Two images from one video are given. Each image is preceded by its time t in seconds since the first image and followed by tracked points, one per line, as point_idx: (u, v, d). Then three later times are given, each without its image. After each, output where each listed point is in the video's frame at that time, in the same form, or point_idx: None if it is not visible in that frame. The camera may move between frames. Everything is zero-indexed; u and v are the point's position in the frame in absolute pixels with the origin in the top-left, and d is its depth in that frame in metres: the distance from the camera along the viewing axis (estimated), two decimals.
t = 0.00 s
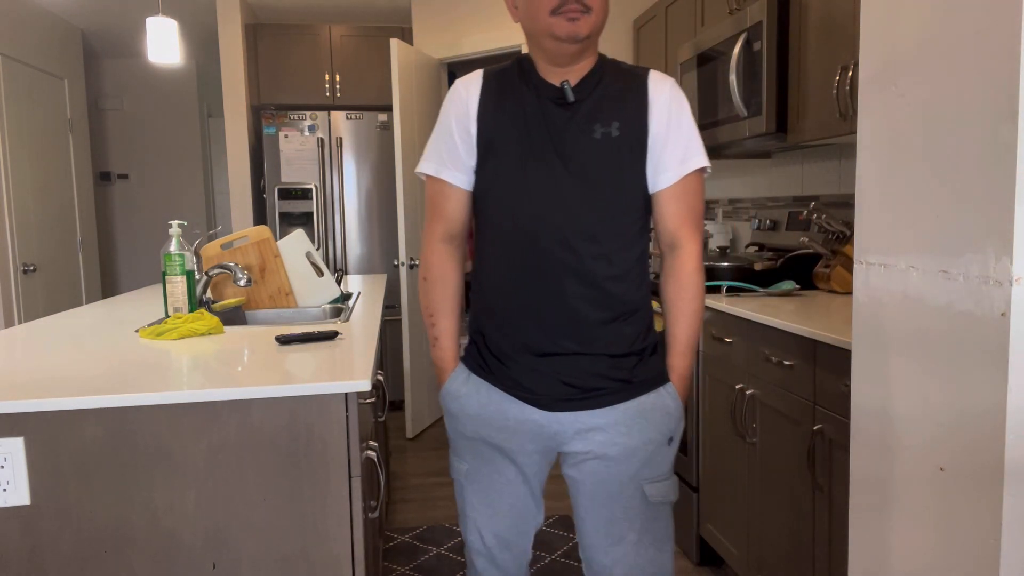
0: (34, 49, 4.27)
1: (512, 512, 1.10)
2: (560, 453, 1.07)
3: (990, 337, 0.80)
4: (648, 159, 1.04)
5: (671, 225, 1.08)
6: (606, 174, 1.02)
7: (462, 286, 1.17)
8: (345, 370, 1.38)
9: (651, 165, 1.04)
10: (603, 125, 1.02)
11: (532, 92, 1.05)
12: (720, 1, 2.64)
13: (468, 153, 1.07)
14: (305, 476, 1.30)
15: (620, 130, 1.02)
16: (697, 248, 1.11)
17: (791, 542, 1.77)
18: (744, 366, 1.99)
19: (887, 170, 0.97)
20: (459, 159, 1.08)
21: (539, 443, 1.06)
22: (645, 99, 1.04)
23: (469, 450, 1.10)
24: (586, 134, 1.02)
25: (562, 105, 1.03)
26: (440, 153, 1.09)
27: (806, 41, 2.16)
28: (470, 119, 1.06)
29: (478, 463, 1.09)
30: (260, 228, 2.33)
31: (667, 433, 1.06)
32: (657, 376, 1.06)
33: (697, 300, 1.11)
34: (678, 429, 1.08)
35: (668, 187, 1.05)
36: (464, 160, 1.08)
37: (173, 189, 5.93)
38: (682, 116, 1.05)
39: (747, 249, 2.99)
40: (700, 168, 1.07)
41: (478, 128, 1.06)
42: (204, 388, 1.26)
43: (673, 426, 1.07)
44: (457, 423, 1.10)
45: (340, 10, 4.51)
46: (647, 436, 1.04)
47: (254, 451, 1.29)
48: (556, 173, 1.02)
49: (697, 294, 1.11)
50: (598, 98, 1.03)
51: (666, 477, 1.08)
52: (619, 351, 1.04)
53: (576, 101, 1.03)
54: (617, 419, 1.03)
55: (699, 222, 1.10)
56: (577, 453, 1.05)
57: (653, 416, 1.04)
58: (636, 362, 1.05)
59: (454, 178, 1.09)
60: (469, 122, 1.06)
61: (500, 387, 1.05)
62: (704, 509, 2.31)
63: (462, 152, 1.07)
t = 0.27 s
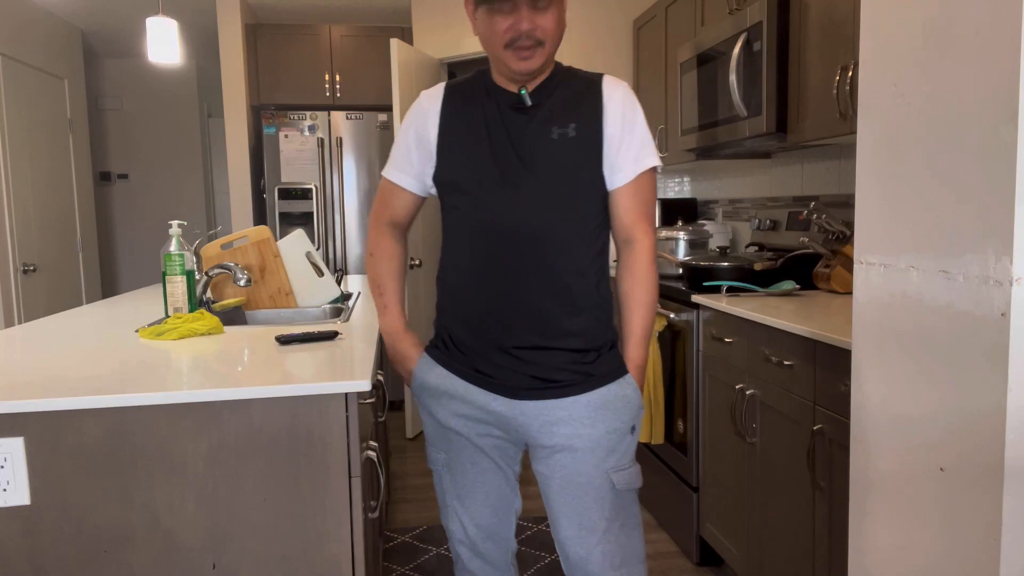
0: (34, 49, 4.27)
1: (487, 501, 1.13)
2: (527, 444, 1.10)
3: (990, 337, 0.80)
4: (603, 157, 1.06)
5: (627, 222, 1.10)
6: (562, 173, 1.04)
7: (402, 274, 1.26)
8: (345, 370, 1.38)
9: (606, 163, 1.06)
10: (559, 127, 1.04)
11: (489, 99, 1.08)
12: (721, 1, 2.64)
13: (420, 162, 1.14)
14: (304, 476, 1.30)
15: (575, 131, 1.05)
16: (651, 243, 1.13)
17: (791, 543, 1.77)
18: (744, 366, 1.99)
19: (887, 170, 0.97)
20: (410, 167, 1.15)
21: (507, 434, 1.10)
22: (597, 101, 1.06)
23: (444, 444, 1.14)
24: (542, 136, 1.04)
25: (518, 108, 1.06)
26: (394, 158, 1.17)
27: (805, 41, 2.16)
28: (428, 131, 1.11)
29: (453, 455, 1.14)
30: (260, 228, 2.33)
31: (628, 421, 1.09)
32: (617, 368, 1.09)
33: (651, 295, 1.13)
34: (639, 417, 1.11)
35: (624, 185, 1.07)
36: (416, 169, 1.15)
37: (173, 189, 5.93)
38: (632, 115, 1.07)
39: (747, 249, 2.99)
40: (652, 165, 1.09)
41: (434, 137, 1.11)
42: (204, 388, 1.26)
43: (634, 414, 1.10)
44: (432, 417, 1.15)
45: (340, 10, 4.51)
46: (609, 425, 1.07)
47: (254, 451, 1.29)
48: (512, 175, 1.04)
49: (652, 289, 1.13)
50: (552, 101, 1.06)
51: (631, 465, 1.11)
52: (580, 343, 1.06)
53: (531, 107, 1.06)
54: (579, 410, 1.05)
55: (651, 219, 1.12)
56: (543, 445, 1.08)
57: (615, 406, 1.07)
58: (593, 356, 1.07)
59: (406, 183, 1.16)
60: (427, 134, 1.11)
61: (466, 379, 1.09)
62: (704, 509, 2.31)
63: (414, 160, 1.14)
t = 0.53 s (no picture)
0: (34, 49, 4.27)
1: (481, 494, 1.17)
2: (517, 438, 1.14)
3: (990, 337, 0.80)
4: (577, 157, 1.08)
5: (605, 220, 1.12)
6: (538, 175, 1.06)
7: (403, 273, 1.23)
8: (345, 370, 1.38)
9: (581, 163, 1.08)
10: (533, 131, 1.07)
11: (463, 106, 1.11)
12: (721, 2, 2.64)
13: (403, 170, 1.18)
14: (304, 477, 1.30)
15: (549, 132, 1.07)
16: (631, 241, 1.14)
17: (791, 543, 1.77)
18: (744, 366, 2.00)
19: (886, 169, 0.97)
20: (394, 175, 1.19)
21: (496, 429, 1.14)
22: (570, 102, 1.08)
23: (437, 441, 1.17)
24: (518, 140, 1.07)
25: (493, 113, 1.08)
26: (377, 168, 1.21)
27: (806, 41, 2.16)
28: (407, 140, 1.15)
29: (445, 453, 1.17)
30: (259, 228, 2.33)
31: (615, 416, 1.11)
32: (603, 361, 1.11)
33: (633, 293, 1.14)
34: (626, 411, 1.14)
35: (599, 184, 1.09)
36: (399, 176, 1.19)
37: (173, 188, 5.93)
38: (604, 114, 1.09)
39: (747, 249, 2.99)
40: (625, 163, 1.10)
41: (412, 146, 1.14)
42: (204, 388, 1.26)
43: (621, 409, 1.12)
44: (426, 414, 1.19)
45: (340, 10, 4.51)
46: (595, 420, 1.10)
47: (254, 451, 1.29)
48: (491, 179, 1.07)
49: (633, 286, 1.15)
50: (526, 103, 1.08)
51: (620, 459, 1.13)
52: (566, 340, 1.08)
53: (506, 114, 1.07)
54: (566, 404, 1.08)
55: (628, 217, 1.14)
56: (530, 439, 1.11)
57: (601, 402, 1.10)
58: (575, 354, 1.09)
59: (390, 190, 1.20)
60: (405, 144, 1.15)
61: (455, 378, 1.12)
62: (704, 509, 2.31)
63: (397, 168, 1.18)
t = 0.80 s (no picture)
0: (34, 49, 4.27)
1: (486, 494, 1.16)
2: (525, 436, 1.13)
3: (990, 338, 0.80)
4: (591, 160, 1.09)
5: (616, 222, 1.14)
6: (551, 177, 1.07)
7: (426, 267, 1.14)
8: (345, 370, 1.38)
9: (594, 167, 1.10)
10: (547, 134, 1.07)
11: (472, 100, 1.10)
12: (721, 1, 2.64)
13: (411, 168, 1.13)
14: (304, 477, 1.30)
15: (563, 135, 1.07)
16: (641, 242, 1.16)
17: (791, 543, 1.77)
18: (744, 366, 1.99)
19: (887, 169, 0.97)
20: (400, 173, 1.14)
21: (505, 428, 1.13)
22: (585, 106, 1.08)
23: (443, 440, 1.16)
24: (531, 142, 1.07)
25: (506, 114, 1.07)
26: (382, 165, 1.15)
27: (806, 41, 2.16)
28: (417, 136, 1.12)
29: (451, 452, 1.16)
30: (259, 228, 2.33)
31: (621, 411, 1.13)
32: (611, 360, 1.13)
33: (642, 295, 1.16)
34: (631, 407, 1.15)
35: (612, 185, 1.10)
36: (406, 174, 1.14)
37: (173, 188, 5.93)
38: (618, 118, 1.10)
39: (747, 249, 2.99)
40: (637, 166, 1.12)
41: (423, 144, 1.12)
42: (204, 388, 1.26)
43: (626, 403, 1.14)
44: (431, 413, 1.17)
45: (340, 10, 4.51)
46: (603, 415, 1.11)
47: (254, 451, 1.29)
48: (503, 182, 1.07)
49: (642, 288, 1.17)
50: (541, 105, 1.07)
51: (626, 455, 1.14)
52: (576, 340, 1.09)
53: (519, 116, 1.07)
54: (576, 400, 1.10)
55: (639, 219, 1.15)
56: (539, 436, 1.11)
57: (609, 397, 1.11)
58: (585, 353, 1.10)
59: (394, 189, 1.15)
60: (416, 140, 1.12)
61: (462, 377, 1.11)
62: (704, 509, 2.31)
63: (404, 166, 1.13)
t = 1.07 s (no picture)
0: (35, 49, 4.27)
1: (505, 509, 1.08)
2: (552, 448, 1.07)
3: (990, 338, 0.80)
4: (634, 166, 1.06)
5: (651, 228, 1.13)
6: (595, 181, 1.02)
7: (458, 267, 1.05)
8: (345, 370, 1.38)
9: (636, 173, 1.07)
10: (593, 135, 1.01)
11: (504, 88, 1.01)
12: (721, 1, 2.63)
13: (446, 160, 1.03)
14: (304, 477, 1.30)
15: (609, 138, 1.02)
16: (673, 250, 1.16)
17: (792, 543, 1.76)
18: (744, 366, 1.99)
19: (888, 169, 0.97)
20: (433, 166, 1.03)
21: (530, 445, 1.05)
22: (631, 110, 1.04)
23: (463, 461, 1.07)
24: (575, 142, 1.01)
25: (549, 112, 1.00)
26: (413, 157, 1.04)
27: (806, 41, 2.16)
28: (452, 125, 1.01)
29: (471, 464, 1.07)
30: (260, 228, 2.33)
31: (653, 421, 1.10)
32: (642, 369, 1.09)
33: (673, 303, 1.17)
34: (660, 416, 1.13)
35: (650, 192, 1.09)
36: (439, 167, 1.03)
37: (173, 188, 5.93)
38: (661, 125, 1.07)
39: (747, 249, 2.98)
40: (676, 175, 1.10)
41: (461, 136, 1.01)
42: (204, 388, 1.26)
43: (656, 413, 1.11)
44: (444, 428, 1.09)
45: (340, 10, 4.51)
46: (637, 424, 1.08)
47: (255, 451, 1.29)
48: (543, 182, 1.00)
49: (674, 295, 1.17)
50: (586, 104, 1.01)
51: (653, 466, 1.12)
52: (609, 348, 1.05)
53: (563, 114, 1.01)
54: (612, 410, 1.05)
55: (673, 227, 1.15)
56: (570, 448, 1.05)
57: (644, 406, 1.08)
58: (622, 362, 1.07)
59: (426, 182, 1.04)
60: (452, 130, 1.01)
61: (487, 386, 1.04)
62: (704, 509, 2.31)
63: (438, 158, 1.03)
